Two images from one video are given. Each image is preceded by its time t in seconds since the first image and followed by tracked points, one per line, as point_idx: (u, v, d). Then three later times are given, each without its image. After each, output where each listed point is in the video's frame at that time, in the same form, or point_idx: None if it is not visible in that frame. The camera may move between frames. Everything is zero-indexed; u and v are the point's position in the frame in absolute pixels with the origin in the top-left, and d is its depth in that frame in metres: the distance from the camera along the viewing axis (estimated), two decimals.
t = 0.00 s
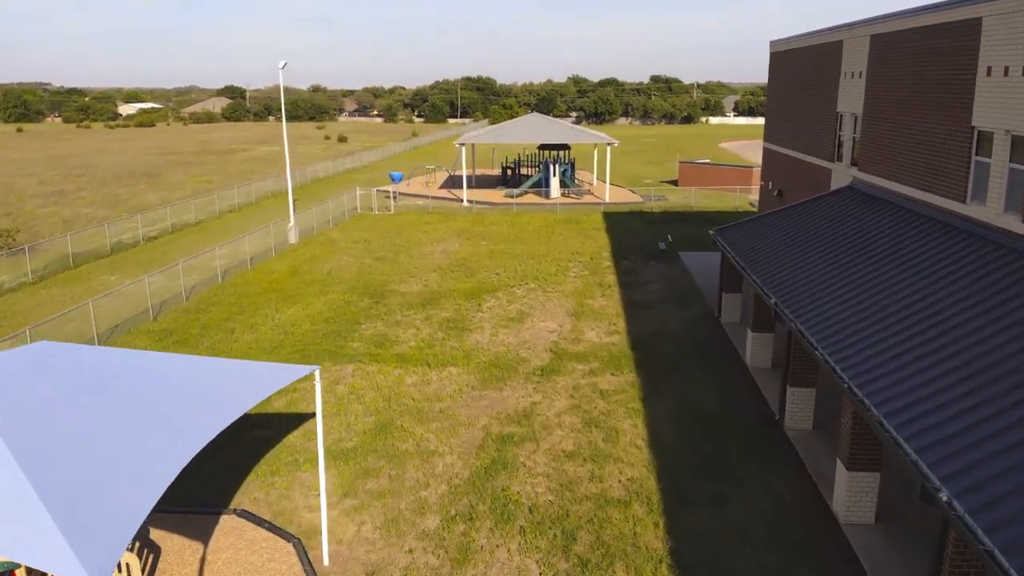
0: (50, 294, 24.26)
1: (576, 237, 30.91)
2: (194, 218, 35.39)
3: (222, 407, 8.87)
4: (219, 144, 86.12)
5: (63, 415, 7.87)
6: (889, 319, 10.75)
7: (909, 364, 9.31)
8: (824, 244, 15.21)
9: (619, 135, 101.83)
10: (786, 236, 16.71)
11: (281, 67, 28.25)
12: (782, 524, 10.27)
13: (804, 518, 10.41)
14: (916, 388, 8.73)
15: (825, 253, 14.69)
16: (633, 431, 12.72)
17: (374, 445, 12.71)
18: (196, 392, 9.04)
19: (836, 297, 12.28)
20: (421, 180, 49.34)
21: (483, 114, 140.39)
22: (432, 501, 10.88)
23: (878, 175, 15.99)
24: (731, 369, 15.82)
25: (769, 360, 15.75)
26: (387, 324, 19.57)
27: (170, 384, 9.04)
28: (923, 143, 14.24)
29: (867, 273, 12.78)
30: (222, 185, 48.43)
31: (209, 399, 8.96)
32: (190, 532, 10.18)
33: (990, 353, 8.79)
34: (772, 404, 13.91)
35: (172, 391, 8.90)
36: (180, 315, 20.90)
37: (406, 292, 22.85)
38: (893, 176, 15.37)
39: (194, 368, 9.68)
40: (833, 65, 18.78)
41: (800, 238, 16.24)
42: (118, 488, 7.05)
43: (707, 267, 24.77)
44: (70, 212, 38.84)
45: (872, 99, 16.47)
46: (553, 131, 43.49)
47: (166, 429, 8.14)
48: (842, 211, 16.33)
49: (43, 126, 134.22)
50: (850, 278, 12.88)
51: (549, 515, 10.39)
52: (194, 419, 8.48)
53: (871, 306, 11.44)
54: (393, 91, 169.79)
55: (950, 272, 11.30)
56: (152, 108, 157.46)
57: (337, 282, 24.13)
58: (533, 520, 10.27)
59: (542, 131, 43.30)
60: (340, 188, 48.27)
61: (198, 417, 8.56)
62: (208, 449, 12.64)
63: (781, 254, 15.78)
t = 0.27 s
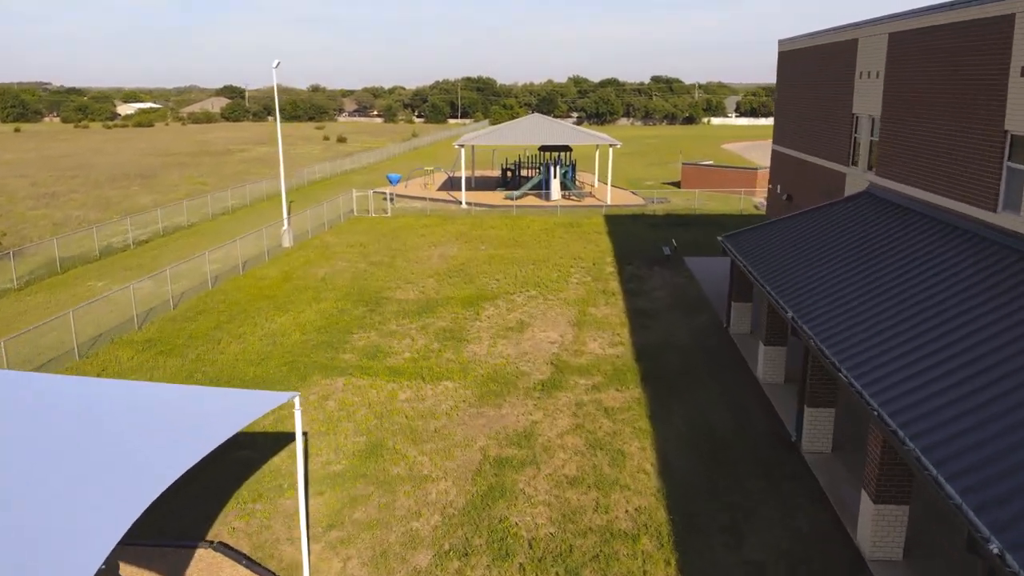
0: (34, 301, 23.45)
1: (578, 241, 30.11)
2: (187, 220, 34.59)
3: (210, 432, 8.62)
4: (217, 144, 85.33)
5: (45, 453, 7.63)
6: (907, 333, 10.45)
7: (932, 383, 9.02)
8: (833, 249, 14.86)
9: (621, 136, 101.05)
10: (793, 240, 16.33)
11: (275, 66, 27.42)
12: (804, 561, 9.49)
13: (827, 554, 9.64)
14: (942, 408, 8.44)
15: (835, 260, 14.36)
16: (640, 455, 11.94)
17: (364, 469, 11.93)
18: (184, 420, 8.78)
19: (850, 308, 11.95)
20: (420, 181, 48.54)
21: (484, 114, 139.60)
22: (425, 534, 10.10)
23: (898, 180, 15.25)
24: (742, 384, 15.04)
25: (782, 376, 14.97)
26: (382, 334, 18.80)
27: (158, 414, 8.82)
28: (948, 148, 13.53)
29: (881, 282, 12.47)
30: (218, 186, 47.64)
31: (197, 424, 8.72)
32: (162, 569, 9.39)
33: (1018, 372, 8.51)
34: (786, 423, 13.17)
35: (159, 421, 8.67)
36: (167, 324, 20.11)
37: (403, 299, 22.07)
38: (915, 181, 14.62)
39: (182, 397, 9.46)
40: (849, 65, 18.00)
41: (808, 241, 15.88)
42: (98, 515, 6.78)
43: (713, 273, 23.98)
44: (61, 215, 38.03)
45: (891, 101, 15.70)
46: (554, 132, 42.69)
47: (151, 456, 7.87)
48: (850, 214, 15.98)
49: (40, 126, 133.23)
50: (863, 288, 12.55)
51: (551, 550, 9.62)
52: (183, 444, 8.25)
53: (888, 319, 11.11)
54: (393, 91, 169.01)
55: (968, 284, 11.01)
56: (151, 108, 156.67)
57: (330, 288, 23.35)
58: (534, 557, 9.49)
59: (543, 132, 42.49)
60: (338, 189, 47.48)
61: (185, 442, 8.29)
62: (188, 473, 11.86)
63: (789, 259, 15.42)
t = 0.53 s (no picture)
0: (16, 309, 22.69)
1: (580, 246, 29.33)
2: (179, 224, 33.79)
3: (196, 453, 8.31)
4: (214, 146, 84.45)
5: None
6: (924, 341, 10.11)
7: (953, 396, 8.67)
8: (849, 255, 14.27)
9: (622, 137, 100.30)
10: (806, 245, 15.74)
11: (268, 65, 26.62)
12: None
13: None
14: (965, 426, 8.09)
15: (852, 267, 13.77)
16: (648, 483, 11.15)
17: (353, 497, 11.15)
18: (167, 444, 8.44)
19: (869, 318, 11.38)
20: (418, 183, 47.72)
21: (484, 115, 138.85)
22: (415, 572, 9.32)
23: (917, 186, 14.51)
24: (754, 402, 14.26)
25: (797, 393, 14.18)
26: (375, 344, 18.02)
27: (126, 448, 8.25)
28: (972, 151, 12.84)
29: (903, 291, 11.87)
30: (213, 188, 46.86)
31: (182, 448, 8.41)
32: None
33: None
34: (802, 444, 12.37)
35: (143, 446, 8.33)
36: (151, 333, 19.33)
37: (398, 307, 21.27)
38: (938, 187, 13.87)
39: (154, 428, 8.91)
40: (864, 64, 17.22)
41: (823, 246, 15.29)
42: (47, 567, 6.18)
43: (719, 280, 23.18)
44: (52, 218, 37.24)
45: (910, 102, 14.95)
46: (555, 134, 41.87)
47: (133, 482, 7.56)
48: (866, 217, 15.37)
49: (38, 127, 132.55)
50: (883, 297, 11.98)
51: None
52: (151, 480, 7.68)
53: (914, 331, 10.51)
54: (393, 92, 168.27)
55: (984, 289, 10.67)
56: (149, 108, 155.93)
57: (324, 295, 22.60)
58: None
59: (544, 133, 41.68)
60: (335, 191, 46.71)
61: (170, 466, 7.98)
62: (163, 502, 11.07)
63: (804, 266, 14.83)
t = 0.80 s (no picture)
0: None
1: (581, 250, 28.60)
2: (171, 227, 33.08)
3: (153, 497, 7.45)
4: (212, 145, 83.74)
5: None
6: (930, 345, 9.97)
7: (964, 402, 8.50)
8: (863, 258, 13.71)
9: (623, 137, 99.57)
10: (814, 247, 15.34)
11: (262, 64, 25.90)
12: None
13: None
14: (977, 434, 7.91)
15: (866, 270, 13.21)
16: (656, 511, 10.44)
17: (340, 525, 10.44)
18: (157, 470, 8.03)
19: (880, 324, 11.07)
20: (416, 185, 47.00)
21: (484, 115, 138.15)
22: None
23: (939, 192, 13.83)
24: (766, 419, 13.55)
25: (812, 411, 13.48)
26: (369, 355, 17.31)
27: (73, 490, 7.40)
28: (998, 154, 12.18)
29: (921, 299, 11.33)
30: (208, 189, 46.14)
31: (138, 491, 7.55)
32: None
33: None
34: (820, 469, 11.69)
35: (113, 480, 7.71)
36: (137, 343, 18.62)
37: (394, 314, 20.57)
38: (961, 193, 13.19)
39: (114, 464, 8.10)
40: (880, 64, 16.51)
41: (835, 249, 14.72)
42: None
43: (726, 287, 22.46)
44: (43, 219, 36.52)
45: (931, 104, 14.26)
46: (556, 134, 41.14)
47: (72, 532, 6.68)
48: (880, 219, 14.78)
49: (36, 126, 131.88)
50: (893, 300, 11.66)
51: None
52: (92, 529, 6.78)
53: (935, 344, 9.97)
54: (393, 91, 167.61)
55: (991, 293, 10.53)
56: (148, 107, 155.33)
57: (317, 300, 21.91)
58: None
59: (545, 134, 40.95)
60: (332, 193, 46.00)
61: (138, 502, 7.32)
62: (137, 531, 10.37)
63: (816, 270, 14.28)
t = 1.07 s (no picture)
0: None
1: (585, 254, 27.93)
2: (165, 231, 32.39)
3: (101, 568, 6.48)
4: (210, 146, 83.06)
5: None
6: (942, 348, 9.92)
7: (978, 408, 8.43)
8: (880, 267, 13.13)
9: (624, 138, 98.92)
10: (822, 248, 15.19)
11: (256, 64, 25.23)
12: None
13: None
14: (992, 440, 7.84)
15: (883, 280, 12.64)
16: (670, 542, 9.73)
17: (331, 558, 9.72)
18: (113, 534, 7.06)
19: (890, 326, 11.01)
20: (416, 186, 46.31)
21: (485, 115, 137.44)
22: None
23: (963, 197, 13.13)
24: (782, 438, 12.83)
25: (831, 429, 12.78)
26: (364, 366, 16.59)
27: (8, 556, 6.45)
28: None
29: (943, 313, 10.77)
30: (205, 191, 45.45)
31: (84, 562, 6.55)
32: None
33: None
34: (842, 493, 11.00)
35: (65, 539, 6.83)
36: (123, 354, 17.91)
37: (391, 322, 19.86)
38: (987, 199, 12.49)
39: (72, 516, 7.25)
40: (898, 63, 15.80)
41: (851, 255, 14.12)
42: None
43: (734, 293, 21.74)
44: (35, 222, 35.83)
45: (954, 105, 13.55)
46: (558, 135, 40.42)
47: None
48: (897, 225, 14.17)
49: (34, 126, 131.27)
50: (902, 302, 11.59)
51: None
52: None
53: (960, 364, 9.44)
54: (393, 92, 166.91)
55: (1003, 296, 10.47)
56: (148, 108, 154.73)
57: (313, 307, 21.21)
58: None
59: (546, 135, 40.24)
60: (330, 194, 45.27)
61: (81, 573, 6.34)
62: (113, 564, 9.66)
63: (830, 277, 13.71)
